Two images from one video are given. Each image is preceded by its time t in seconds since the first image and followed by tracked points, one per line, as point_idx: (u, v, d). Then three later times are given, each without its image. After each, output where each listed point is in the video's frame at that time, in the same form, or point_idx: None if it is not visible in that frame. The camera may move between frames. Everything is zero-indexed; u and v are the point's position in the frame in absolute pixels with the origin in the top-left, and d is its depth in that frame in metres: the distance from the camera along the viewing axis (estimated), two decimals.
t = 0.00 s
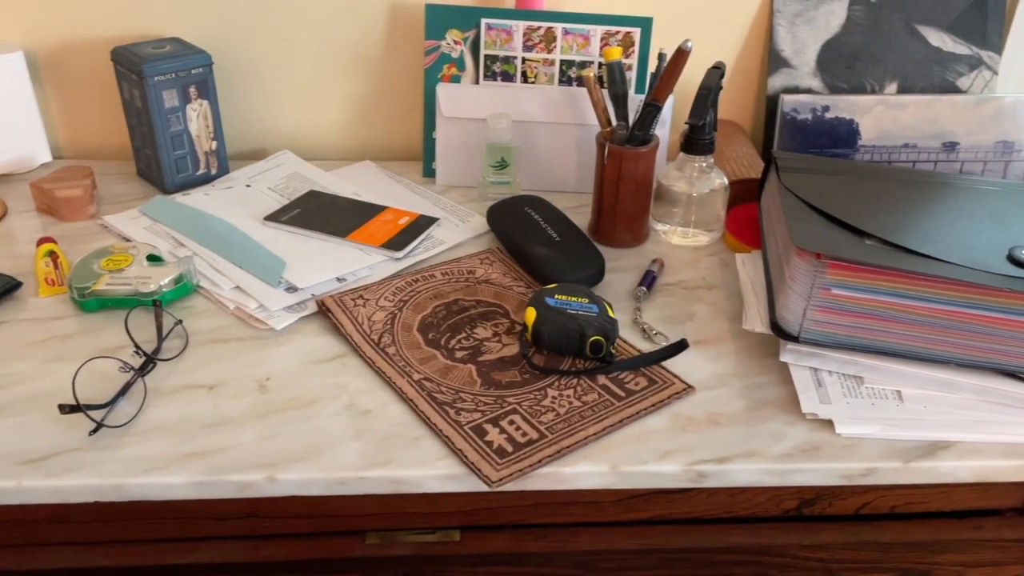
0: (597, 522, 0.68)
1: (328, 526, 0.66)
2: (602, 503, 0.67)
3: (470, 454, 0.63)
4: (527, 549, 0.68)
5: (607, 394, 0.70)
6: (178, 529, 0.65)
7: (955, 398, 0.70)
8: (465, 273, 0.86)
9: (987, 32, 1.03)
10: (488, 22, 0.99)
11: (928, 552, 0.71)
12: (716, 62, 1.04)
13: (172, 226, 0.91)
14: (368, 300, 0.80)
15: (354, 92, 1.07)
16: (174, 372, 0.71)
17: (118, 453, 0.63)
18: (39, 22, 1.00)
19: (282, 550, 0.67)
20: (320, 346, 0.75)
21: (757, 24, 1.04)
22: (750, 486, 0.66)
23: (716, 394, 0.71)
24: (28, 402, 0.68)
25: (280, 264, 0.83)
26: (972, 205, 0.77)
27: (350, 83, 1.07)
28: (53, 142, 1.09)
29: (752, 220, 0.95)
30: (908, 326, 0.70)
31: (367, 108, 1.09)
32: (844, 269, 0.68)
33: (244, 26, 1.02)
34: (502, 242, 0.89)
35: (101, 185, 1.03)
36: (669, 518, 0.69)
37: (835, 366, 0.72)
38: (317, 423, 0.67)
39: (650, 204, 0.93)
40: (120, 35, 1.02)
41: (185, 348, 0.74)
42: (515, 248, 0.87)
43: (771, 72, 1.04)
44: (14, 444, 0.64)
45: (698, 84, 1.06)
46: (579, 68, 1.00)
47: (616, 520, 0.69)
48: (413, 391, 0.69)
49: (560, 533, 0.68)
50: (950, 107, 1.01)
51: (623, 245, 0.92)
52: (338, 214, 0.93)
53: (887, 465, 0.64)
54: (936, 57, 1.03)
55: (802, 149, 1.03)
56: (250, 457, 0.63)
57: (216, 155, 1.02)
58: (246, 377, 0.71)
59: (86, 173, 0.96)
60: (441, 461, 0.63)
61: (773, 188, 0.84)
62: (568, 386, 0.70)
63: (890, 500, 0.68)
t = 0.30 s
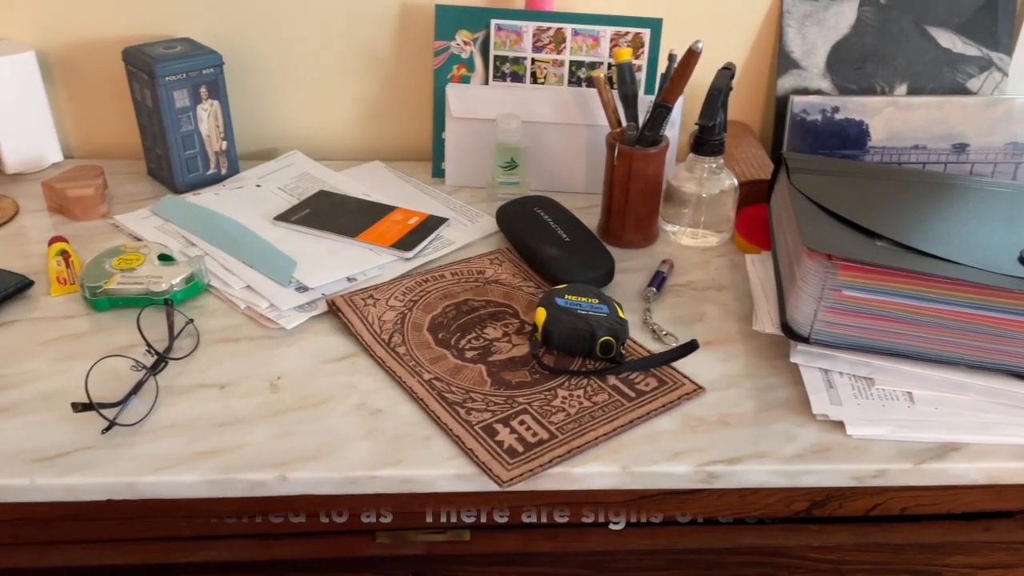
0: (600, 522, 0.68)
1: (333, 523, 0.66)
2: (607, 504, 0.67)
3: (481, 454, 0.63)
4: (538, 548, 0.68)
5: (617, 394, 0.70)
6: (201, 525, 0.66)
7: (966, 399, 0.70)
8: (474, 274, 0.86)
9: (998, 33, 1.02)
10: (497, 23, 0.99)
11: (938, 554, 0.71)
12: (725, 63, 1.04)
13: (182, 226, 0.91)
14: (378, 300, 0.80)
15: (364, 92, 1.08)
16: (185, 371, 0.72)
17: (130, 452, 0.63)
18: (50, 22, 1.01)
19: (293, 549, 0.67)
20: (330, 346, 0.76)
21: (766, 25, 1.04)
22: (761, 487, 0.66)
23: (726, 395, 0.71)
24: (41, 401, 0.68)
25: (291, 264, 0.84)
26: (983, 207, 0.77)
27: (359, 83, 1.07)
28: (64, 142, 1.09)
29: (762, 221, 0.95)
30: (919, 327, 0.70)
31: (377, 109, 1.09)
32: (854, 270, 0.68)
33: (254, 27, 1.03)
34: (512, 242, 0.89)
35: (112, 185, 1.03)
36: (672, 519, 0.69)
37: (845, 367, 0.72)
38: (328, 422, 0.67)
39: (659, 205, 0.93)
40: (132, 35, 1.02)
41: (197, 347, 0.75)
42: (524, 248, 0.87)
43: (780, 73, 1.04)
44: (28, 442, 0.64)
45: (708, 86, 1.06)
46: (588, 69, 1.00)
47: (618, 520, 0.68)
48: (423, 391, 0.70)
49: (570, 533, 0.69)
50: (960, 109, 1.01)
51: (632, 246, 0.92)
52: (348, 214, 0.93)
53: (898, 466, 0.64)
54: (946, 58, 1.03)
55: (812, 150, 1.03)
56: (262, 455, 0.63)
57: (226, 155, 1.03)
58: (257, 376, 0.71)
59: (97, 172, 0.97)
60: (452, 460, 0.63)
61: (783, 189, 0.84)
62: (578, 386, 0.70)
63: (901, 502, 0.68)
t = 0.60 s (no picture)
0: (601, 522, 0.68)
1: (333, 523, 0.66)
2: (608, 502, 0.67)
3: (491, 454, 0.63)
4: (548, 549, 0.68)
5: (628, 394, 0.70)
6: (199, 523, 0.66)
7: (977, 401, 0.69)
8: (484, 274, 0.86)
9: (1008, 34, 1.02)
10: (507, 24, 1.00)
11: (949, 556, 0.71)
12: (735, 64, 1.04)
13: (193, 225, 0.92)
14: (388, 300, 0.81)
15: (373, 93, 1.08)
16: (197, 369, 0.72)
17: (143, 449, 0.63)
18: (62, 22, 1.01)
19: (304, 547, 0.67)
20: (341, 345, 0.76)
21: (776, 26, 1.03)
22: (772, 488, 0.66)
23: (737, 395, 0.71)
24: (54, 398, 0.68)
25: (301, 264, 0.84)
26: (994, 209, 0.77)
27: (369, 83, 1.07)
28: (75, 142, 1.10)
29: (772, 222, 0.95)
30: (930, 329, 0.70)
31: (386, 109, 1.09)
32: (866, 271, 0.68)
33: (265, 27, 1.03)
34: (522, 242, 0.89)
35: (123, 185, 1.03)
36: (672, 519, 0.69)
37: (856, 368, 0.72)
38: (339, 421, 0.67)
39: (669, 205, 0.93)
40: (143, 35, 1.03)
41: (208, 346, 0.75)
42: (534, 248, 0.87)
43: (790, 74, 1.04)
44: (41, 439, 0.64)
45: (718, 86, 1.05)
46: (598, 69, 1.01)
47: (619, 519, 0.68)
48: (434, 390, 0.70)
49: (580, 532, 0.69)
50: (971, 110, 1.01)
51: (642, 247, 0.92)
52: (357, 214, 0.93)
53: (909, 467, 0.64)
54: (956, 60, 1.02)
55: (822, 150, 1.04)
56: (274, 453, 0.64)
57: (237, 154, 1.03)
58: (269, 374, 0.72)
59: (109, 172, 0.97)
60: (463, 459, 0.63)
61: (793, 190, 0.84)
62: (588, 386, 0.70)
63: (912, 503, 0.68)
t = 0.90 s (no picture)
0: (601, 522, 0.68)
1: (333, 523, 0.66)
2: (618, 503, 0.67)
3: (502, 453, 0.64)
4: (558, 548, 0.68)
5: (638, 395, 0.70)
6: (201, 522, 0.66)
7: (988, 403, 0.69)
8: (494, 274, 0.86)
9: (1018, 35, 1.02)
10: (517, 25, 1.00)
11: (959, 557, 0.71)
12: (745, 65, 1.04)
13: (204, 225, 0.92)
14: (399, 299, 0.81)
15: (383, 93, 1.08)
16: (209, 368, 0.72)
17: (155, 448, 0.64)
18: (74, 22, 1.02)
19: (315, 546, 0.67)
20: (352, 345, 0.76)
21: (785, 27, 1.03)
22: (782, 489, 0.66)
23: (747, 396, 0.71)
24: (67, 397, 0.69)
25: (312, 264, 0.84)
26: (1004, 211, 0.77)
27: (379, 84, 1.07)
28: (85, 142, 1.10)
29: (781, 222, 0.95)
30: (941, 330, 0.70)
31: (395, 109, 1.10)
32: (877, 272, 0.68)
33: (275, 28, 1.03)
34: (531, 243, 0.89)
35: (133, 184, 1.04)
36: (672, 521, 0.68)
37: (867, 370, 0.72)
38: (350, 420, 0.67)
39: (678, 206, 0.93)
40: (154, 36, 1.03)
41: (220, 345, 0.75)
42: (543, 248, 0.88)
43: (799, 75, 1.04)
44: (54, 437, 0.65)
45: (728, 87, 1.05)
46: (607, 70, 1.01)
47: (619, 520, 0.67)
48: (444, 390, 0.70)
49: (590, 532, 0.69)
50: (981, 111, 1.02)
51: (651, 247, 0.92)
52: (367, 214, 0.94)
53: (920, 469, 0.64)
54: (966, 61, 1.02)
55: (831, 151, 1.05)
56: (286, 452, 0.64)
57: (247, 154, 1.03)
58: (280, 373, 0.72)
59: (120, 172, 0.98)
60: (474, 459, 0.64)
61: (803, 191, 0.84)
62: (598, 386, 0.71)
63: (922, 505, 0.68)
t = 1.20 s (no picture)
0: (602, 522, 0.68)
1: (334, 522, 0.67)
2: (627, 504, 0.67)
3: (512, 453, 0.64)
4: (567, 549, 0.68)
5: (647, 396, 0.70)
6: (201, 522, 0.66)
7: (999, 404, 0.69)
8: (503, 274, 0.86)
9: None
10: (526, 26, 1.00)
11: (970, 560, 0.70)
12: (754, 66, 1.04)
13: (214, 224, 0.92)
14: (408, 300, 0.81)
15: (392, 93, 1.08)
16: (220, 367, 0.72)
17: (167, 446, 0.64)
18: (85, 23, 1.02)
19: (325, 546, 0.67)
20: (362, 345, 0.76)
21: (795, 29, 1.03)
22: (792, 490, 0.66)
23: (757, 397, 0.71)
24: (79, 396, 0.69)
25: (322, 264, 0.84)
26: (1015, 213, 0.77)
27: (388, 84, 1.08)
28: (95, 142, 1.11)
29: (791, 224, 0.95)
30: (952, 332, 0.69)
31: (404, 110, 1.10)
32: (888, 274, 0.68)
33: (285, 28, 1.04)
34: (540, 243, 0.89)
35: (143, 184, 1.04)
36: (672, 521, 0.68)
37: (877, 371, 0.72)
38: (361, 420, 0.67)
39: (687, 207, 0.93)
40: (164, 36, 1.04)
41: (230, 345, 0.75)
42: (552, 249, 0.88)
43: (809, 76, 1.03)
44: (66, 436, 0.65)
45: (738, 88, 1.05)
46: (616, 71, 1.01)
47: (620, 520, 0.67)
48: (454, 390, 0.70)
49: (599, 533, 0.69)
50: (991, 113, 1.01)
51: (659, 248, 0.92)
52: (376, 215, 0.94)
53: (930, 471, 0.64)
54: (976, 63, 1.02)
55: (840, 153, 1.04)
56: (297, 451, 0.64)
57: (256, 155, 1.04)
58: (291, 373, 0.72)
59: (131, 172, 0.98)
60: (484, 459, 0.64)
61: (813, 192, 0.84)
62: (608, 387, 0.71)
63: (932, 507, 0.68)
